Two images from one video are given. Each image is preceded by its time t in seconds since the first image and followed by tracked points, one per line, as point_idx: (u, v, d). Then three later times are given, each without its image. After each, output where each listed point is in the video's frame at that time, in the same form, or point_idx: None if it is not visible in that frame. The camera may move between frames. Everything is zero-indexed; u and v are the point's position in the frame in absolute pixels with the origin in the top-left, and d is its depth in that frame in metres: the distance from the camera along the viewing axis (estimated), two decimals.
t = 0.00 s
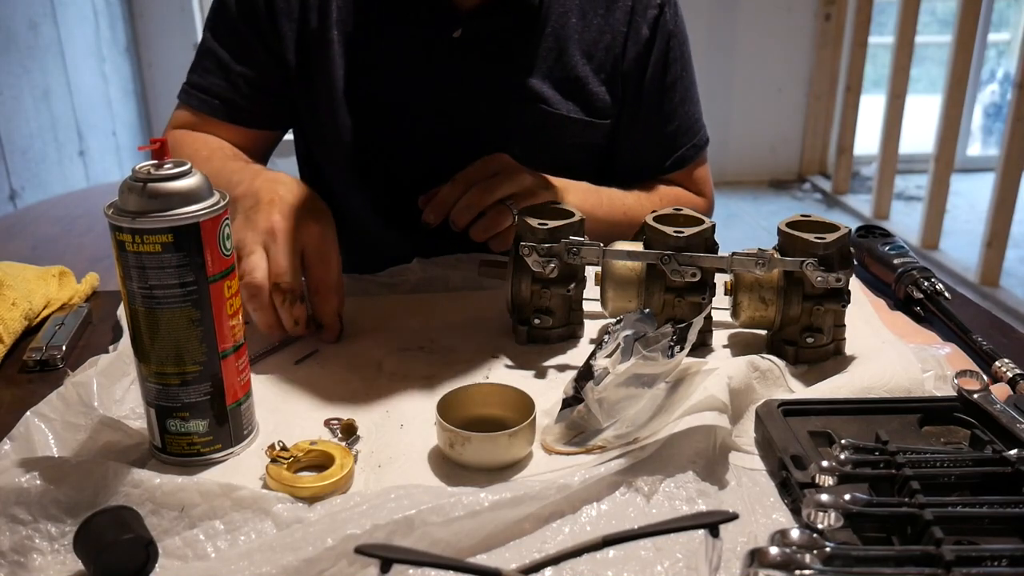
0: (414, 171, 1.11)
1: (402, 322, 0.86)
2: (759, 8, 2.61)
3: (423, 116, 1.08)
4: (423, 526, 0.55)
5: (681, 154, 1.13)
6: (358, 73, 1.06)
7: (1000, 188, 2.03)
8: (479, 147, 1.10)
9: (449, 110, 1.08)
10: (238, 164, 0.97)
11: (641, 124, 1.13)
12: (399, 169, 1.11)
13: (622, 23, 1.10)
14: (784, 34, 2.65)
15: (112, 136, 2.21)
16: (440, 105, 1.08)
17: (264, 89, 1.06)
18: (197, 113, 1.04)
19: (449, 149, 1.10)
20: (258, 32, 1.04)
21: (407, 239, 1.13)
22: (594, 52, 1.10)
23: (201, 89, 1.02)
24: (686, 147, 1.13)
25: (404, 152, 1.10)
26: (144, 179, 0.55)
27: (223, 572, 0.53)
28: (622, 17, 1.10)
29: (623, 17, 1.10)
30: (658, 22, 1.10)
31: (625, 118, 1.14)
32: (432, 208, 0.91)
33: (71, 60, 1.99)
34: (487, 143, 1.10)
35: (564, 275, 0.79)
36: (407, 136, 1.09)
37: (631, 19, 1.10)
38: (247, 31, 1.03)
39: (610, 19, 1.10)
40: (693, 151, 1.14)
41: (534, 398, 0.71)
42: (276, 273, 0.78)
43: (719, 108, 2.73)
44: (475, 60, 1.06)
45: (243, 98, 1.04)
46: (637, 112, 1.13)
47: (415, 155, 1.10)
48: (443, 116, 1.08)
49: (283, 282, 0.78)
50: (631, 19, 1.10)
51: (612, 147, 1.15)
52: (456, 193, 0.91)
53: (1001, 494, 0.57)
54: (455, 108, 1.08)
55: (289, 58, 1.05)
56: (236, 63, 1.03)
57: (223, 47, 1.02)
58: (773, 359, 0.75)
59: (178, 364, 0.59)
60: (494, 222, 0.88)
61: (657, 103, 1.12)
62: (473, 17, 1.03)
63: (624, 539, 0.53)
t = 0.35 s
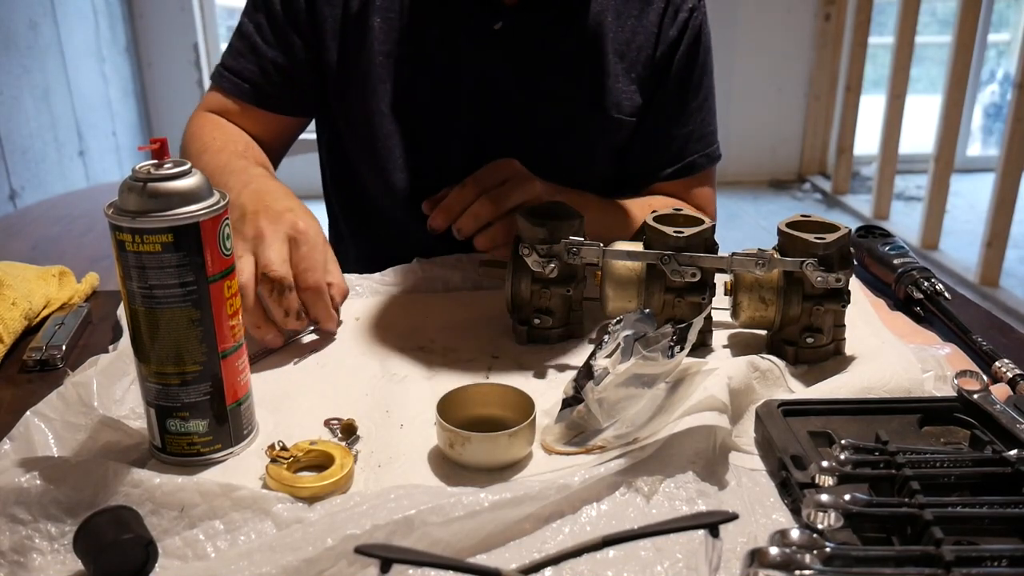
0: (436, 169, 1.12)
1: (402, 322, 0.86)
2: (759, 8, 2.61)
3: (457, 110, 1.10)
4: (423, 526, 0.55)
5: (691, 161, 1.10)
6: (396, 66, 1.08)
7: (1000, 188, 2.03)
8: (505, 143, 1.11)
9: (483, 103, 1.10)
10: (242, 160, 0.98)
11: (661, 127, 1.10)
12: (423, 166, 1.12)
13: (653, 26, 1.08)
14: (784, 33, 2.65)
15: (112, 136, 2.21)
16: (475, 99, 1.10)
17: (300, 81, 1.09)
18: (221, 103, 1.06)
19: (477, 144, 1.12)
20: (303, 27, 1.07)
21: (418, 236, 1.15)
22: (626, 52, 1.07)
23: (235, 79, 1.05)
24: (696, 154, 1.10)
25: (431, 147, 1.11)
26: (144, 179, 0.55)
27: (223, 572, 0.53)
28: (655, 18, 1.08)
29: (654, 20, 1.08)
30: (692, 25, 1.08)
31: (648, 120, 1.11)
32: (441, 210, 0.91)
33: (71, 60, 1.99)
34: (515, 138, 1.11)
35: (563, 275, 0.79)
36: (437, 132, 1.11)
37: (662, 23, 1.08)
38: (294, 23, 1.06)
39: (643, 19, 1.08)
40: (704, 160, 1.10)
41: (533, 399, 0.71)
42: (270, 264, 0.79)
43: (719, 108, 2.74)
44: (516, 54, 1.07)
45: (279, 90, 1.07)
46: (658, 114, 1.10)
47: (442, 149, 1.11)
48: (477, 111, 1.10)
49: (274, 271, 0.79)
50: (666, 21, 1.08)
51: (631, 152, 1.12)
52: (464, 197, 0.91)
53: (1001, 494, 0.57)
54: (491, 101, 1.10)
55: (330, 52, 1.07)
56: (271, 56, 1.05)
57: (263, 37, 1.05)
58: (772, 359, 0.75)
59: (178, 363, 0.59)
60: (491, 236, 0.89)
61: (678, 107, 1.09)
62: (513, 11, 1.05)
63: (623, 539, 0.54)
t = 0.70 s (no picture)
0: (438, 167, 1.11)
1: (403, 323, 0.86)
2: (759, 8, 2.61)
3: (457, 106, 1.08)
4: (423, 526, 0.55)
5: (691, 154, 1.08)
6: (397, 64, 1.07)
7: (1000, 188, 2.03)
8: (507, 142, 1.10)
9: (485, 99, 1.08)
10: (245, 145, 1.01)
11: (644, 122, 1.08)
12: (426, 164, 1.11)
13: (645, 22, 1.08)
14: (784, 33, 2.65)
15: (112, 136, 2.21)
16: (475, 95, 1.08)
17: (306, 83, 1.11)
18: (238, 108, 1.11)
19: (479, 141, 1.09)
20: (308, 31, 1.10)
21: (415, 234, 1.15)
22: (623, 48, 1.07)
23: (251, 84, 1.09)
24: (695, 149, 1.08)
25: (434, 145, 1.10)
26: (144, 179, 0.55)
27: (223, 572, 0.53)
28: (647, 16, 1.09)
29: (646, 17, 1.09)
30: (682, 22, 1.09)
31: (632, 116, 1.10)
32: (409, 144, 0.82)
33: (71, 60, 1.99)
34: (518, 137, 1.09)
35: (563, 276, 0.79)
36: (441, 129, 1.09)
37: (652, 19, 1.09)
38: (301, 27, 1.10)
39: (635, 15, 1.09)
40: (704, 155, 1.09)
41: (534, 398, 0.71)
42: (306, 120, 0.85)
43: (719, 107, 2.74)
44: (514, 51, 1.06)
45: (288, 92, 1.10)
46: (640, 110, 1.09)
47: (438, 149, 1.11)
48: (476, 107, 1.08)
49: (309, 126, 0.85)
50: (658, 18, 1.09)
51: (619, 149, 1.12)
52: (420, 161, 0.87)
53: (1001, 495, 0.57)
54: (492, 99, 1.08)
55: (333, 52, 1.09)
56: (279, 59, 1.08)
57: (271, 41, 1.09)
58: (773, 360, 0.75)
59: (177, 364, 0.59)
60: (435, 198, 0.87)
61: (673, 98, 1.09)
62: (512, 6, 1.05)
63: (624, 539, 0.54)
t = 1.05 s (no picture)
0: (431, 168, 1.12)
1: (403, 323, 0.86)
2: (759, 8, 2.61)
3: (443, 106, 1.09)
4: (423, 527, 0.55)
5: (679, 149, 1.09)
6: (379, 65, 1.08)
7: (1000, 188, 2.03)
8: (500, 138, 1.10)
9: (469, 97, 1.09)
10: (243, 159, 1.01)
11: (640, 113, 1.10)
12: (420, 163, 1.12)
13: (626, 13, 1.10)
14: (783, 33, 2.65)
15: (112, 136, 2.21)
16: (458, 95, 1.09)
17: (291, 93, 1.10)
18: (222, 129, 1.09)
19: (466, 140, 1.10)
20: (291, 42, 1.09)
21: (415, 236, 1.17)
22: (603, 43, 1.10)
23: (235, 101, 1.08)
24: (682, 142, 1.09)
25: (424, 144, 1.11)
26: (144, 179, 0.55)
27: (223, 573, 0.53)
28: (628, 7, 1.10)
29: (628, 8, 1.10)
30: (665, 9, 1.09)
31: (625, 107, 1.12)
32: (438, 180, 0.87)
33: (71, 60, 1.99)
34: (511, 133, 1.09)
35: (563, 275, 0.79)
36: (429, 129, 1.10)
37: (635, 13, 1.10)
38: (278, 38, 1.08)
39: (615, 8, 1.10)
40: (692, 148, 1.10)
41: (534, 399, 0.71)
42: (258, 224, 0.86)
43: (719, 108, 2.74)
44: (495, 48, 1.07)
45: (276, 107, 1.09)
46: (631, 102, 1.11)
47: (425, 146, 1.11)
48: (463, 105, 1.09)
49: (267, 223, 0.85)
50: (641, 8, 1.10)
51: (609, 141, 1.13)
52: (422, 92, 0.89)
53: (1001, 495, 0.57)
54: (475, 96, 1.09)
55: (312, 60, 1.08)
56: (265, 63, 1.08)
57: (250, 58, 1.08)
58: (773, 360, 0.75)
59: (178, 364, 0.59)
60: (482, 224, 0.89)
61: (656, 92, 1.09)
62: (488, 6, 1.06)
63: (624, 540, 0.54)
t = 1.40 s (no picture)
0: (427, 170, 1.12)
1: (402, 323, 0.86)
2: (759, 8, 2.61)
3: (438, 107, 1.09)
4: (423, 527, 0.55)
5: (675, 153, 1.10)
6: (374, 67, 1.08)
7: (1000, 188, 2.03)
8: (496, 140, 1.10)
9: (465, 99, 1.09)
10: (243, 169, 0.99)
11: (636, 116, 1.12)
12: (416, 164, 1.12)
13: (622, 17, 1.10)
14: (783, 33, 2.65)
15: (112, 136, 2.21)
16: (454, 97, 1.09)
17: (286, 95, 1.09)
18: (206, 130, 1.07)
19: (463, 142, 1.10)
20: (283, 44, 1.07)
21: (412, 237, 1.16)
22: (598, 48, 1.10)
23: (224, 98, 1.05)
24: (679, 145, 1.10)
25: (421, 146, 1.11)
26: (144, 179, 0.55)
27: (223, 573, 0.53)
28: (623, 9, 1.10)
29: (623, 12, 1.10)
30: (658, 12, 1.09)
31: (621, 110, 1.13)
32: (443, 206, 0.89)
33: (71, 60, 1.99)
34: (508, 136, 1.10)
35: (563, 276, 0.79)
36: (425, 131, 1.10)
37: (631, 16, 1.10)
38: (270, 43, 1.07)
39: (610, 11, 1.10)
40: (688, 150, 1.11)
41: (534, 399, 0.71)
42: (278, 268, 0.79)
43: (719, 108, 2.73)
44: (491, 52, 1.07)
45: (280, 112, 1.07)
46: (627, 106, 1.12)
47: (422, 149, 1.11)
48: (459, 108, 1.09)
49: (288, 274, 0.79)
50: (635, 10, 1.10)
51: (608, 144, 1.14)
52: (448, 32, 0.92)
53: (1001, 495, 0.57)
54: (469, 98, 1.09)
55: (304, 65, 1.08)
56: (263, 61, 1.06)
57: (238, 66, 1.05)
58: (773, 360, 0.75)
59: (178, 364, 0.59)
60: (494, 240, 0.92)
61: (653, 96, 1.10)
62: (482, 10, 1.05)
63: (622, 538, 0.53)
